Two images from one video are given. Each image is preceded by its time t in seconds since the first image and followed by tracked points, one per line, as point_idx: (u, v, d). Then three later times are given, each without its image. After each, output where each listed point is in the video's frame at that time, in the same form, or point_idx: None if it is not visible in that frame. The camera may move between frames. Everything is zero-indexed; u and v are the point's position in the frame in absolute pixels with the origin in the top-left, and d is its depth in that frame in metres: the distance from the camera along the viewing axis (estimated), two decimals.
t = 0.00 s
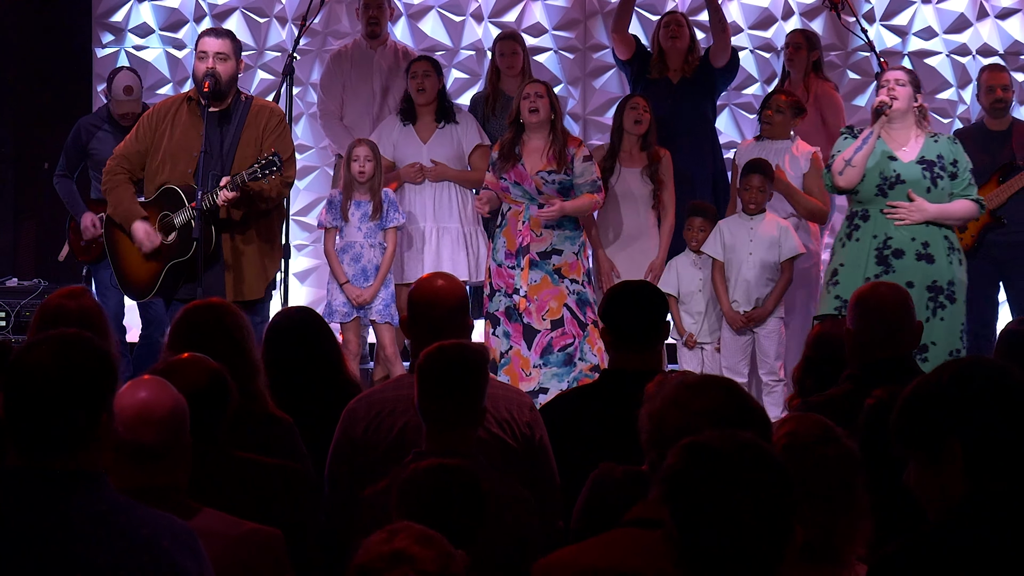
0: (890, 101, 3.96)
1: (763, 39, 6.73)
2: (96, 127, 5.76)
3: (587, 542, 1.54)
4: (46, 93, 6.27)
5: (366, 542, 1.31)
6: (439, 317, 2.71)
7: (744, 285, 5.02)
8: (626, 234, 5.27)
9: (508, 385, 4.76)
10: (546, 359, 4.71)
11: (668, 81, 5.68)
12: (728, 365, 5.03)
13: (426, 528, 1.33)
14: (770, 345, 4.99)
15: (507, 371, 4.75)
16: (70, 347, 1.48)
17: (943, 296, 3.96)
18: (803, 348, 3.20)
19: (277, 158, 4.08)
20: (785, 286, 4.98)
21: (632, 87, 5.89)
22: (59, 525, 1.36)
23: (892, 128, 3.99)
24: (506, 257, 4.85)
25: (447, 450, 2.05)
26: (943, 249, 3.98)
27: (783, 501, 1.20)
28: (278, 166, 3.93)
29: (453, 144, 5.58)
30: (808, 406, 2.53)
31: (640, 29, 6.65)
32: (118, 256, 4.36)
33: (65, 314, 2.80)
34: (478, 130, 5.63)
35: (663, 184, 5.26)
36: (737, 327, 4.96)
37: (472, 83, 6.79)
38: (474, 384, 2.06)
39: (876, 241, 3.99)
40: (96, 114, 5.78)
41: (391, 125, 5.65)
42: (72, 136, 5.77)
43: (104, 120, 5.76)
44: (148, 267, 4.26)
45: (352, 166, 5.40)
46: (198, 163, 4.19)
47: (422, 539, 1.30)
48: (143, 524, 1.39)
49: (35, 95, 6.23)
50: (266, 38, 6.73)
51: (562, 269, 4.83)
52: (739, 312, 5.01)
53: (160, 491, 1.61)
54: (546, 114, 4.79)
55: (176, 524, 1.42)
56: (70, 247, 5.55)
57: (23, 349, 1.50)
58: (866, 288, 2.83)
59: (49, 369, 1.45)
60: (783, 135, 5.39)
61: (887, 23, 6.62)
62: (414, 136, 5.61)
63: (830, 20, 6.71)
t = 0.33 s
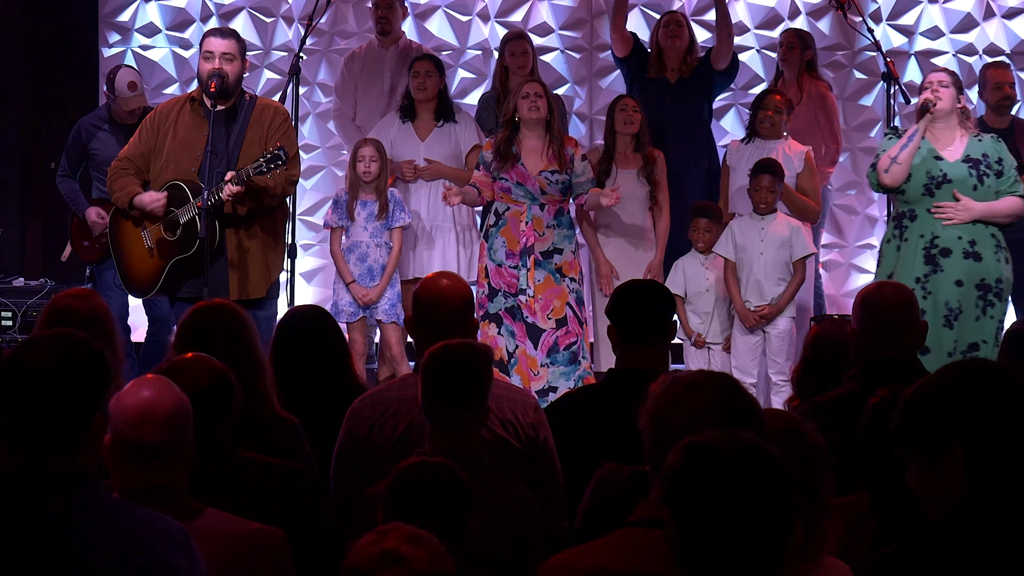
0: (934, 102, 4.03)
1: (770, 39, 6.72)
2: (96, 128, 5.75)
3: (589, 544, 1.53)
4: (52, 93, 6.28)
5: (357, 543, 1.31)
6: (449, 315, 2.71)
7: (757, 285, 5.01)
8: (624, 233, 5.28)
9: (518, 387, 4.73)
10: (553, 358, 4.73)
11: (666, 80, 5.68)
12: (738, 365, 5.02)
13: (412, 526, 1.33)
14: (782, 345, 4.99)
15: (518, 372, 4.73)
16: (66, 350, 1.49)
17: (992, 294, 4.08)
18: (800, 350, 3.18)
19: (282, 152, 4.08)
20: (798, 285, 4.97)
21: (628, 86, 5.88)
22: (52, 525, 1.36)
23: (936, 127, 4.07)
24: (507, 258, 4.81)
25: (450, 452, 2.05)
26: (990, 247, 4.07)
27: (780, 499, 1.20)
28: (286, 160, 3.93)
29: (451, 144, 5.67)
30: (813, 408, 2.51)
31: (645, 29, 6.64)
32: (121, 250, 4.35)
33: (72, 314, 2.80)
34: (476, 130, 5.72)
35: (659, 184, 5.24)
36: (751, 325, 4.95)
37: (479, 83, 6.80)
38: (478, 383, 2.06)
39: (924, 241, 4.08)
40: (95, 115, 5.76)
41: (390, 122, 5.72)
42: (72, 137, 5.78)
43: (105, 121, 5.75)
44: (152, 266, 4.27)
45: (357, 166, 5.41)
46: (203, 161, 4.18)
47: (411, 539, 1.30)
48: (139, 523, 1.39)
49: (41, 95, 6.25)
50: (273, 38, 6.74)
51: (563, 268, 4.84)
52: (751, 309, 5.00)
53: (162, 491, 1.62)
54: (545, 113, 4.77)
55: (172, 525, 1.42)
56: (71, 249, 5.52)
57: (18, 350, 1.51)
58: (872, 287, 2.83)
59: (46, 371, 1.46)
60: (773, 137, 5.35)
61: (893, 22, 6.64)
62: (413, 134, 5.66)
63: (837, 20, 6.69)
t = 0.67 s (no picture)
0: (965, 102, 4.28)
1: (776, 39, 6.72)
2: (100, 129, 5.75)
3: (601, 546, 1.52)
4: (58, 94, 6.29)
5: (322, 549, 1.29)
6: (453, 314, 2.71)
7: (769, 283, 5.00)
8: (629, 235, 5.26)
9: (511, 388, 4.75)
10: (550, 360, 4.74)
11: (660, 81, 5.67)
12: (747, 367, 5.01)
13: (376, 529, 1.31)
14: (792, 346, 4.99)
15: (509, 373, 4.74)
16: (61, 349, 1.49)
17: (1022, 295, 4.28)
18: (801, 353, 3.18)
19: (288, 150, 4.10)
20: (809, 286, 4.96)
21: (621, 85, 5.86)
22: (40, 527, 1.36)
23: (967, 129, 4.32)
24: (509, 259, 4.80)
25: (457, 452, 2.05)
26: (1017, 248, 4.29)
27: (778, 499, 1.19)
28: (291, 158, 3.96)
29: (443, 144, 5.72)
30: (817, 408, 2.50)
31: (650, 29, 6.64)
32: (126, 253, 4.37)
33: (78, 316, 2.81)
34: (467, 133, 5.81)
35: (664, 183, 5.25)
36: (762, 327, 4.93)
37: (485, 83, 6.81)
38: (484, 384, 2.05)
39: (951, 241, 4.31)
40: (99, 116, 5.76)
41: (382, 121, 5.74)
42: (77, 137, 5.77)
43: (109, 121, 5.75)
44: (156, 265, 4.27)
45: (362, 166, 5.41)
46: (208, 162, 4.20)
47: (376, 540, 1.28)
48: (134, 524, 1.39)
49: (47, 95, 6.26)
50: (278, 38, 6.75)
51: (565, 270, 4.84)
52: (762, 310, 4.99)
53: (164, 491, 1.62)
54: (545, 116, 4.77)
55: (166, 527, 1.42)
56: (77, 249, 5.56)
57: (13, 347, 1.51)
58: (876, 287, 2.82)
59: (42, 370, 1.46)
60: (770, 138, 5.36)
61: (899, 23, 6.61)
62: (406, 133, 5.69)
63: (843, 20, 6.67)
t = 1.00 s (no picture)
0: (977, 101, 4.27)
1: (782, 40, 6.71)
2: (109, 129, 5.78)
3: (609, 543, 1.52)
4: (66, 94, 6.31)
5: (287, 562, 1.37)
6: (456, 316, 2.71)
7: (778, 284, 5.00)
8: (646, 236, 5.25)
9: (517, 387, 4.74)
10: (554, 358, 4.74)
11: (662, 82, 5.67)
12: (754, 368, 5.01)
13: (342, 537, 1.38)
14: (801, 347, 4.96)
15: (515, 373, 4.72)
16: (60, 349, 1.49)
17: None
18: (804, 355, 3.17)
19: (291, 149, 4.11)
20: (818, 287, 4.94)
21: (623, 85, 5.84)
22: (42, 525, 1.37)
23: (979, 129, 4.32)
24: (514, 259, 4.80)
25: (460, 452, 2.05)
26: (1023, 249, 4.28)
27: (778, 502, 1.19)
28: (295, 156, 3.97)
29: (444, 147, 5.73)
30: (821, 409, 2.49)
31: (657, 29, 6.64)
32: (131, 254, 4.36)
33: (86, 317, 2.81)
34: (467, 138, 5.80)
35: (679, 179, 5.23)
36: (771, 328, 4.93)
37: (491, 84, 6.81)
38: (492, 383, 2.05)
39: (958, 240, 4.32)
40: (108, 116, 5.79)
41: (383, 122, 5.74)
42: (85, 137, 5.79)
43: (117, 121, 5.78)
44: (162, 265, 4.29)
45: (369, 167, 5.41)
46: (214, 162, 4.20)
47: (339, 548, 1.35)
48: (134, 523, 1.40)
49: (54, 95, 6.27)
50: (285, 39, 6.76)
51: (571, 271, 4.84)
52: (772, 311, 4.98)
53: (166, 492, 1.62)
54: (551, 116, 4.77)
55: (167, 527, 1.42)
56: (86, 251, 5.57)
57: (15, 347, 1.51)
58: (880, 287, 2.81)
59: (42, 370, 1.46)
60: (781, 138, 5.35)
61: (906, 24, 6.60)
62: (409, 135, 5.68)
63: (849, 21, 6.66)
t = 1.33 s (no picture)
0: (975, 102, 4.24)
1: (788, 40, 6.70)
2: (115, 126, 5.76)
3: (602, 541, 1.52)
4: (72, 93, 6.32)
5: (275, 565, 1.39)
6: (458, 315, 2.71)
7: (780, 284, 4.98)
8: (671, 240, 5.28)
9: (527, 385, 4.74)
10: (561, 357, 4.73)
11: (672, 81, 5.67)
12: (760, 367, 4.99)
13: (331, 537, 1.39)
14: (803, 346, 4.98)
15: (526, 371, 4.73)
16: (62, 350, 1.49)
17: None
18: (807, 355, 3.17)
19: (297, 155, 4.09)
20: (821, 287, 4.93)
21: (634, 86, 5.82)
22: (46, 525, 1.37)
23: (979, 129, 4.30)
24: (524, 257, 4.81)
25: (463, 453, 2.04)
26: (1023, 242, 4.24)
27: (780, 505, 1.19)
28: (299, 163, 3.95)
29: (458, 146, 5.73)
30: (825, 409, 2.48)
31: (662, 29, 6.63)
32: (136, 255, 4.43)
33: (93, 316, 2.81)
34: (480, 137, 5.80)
35: (705, 181, 5.27)
36: (774, 329, 4.94)
37: (497, 84, 6.81)
38: (494, 384, 2.05)
39: (955, 240, 4.32)
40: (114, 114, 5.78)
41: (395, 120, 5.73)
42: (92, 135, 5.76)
43: (125, 119, 5.77)
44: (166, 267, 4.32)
45: (377, 167, 5.42)
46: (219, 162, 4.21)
47: (327, 547, 1.36)
48: (137, 523, 1.40)
49: (60, 95, 6.29)
50: (291, 39, 6.77)
51: (581, 268, 4.82)
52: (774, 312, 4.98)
53: (168, 493, 1.63)
54: (560, 113, 4.76)
55: (171, 526, 1.42)
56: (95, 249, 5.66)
57: (15, 348, 1.51)
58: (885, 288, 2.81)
59: (43, 371, 1.46)
60: (797, 138, 5.34)
61: (912, 24, 6.59)
62: (421, 134, 5.68)
63: (856, 21, 6.65)
